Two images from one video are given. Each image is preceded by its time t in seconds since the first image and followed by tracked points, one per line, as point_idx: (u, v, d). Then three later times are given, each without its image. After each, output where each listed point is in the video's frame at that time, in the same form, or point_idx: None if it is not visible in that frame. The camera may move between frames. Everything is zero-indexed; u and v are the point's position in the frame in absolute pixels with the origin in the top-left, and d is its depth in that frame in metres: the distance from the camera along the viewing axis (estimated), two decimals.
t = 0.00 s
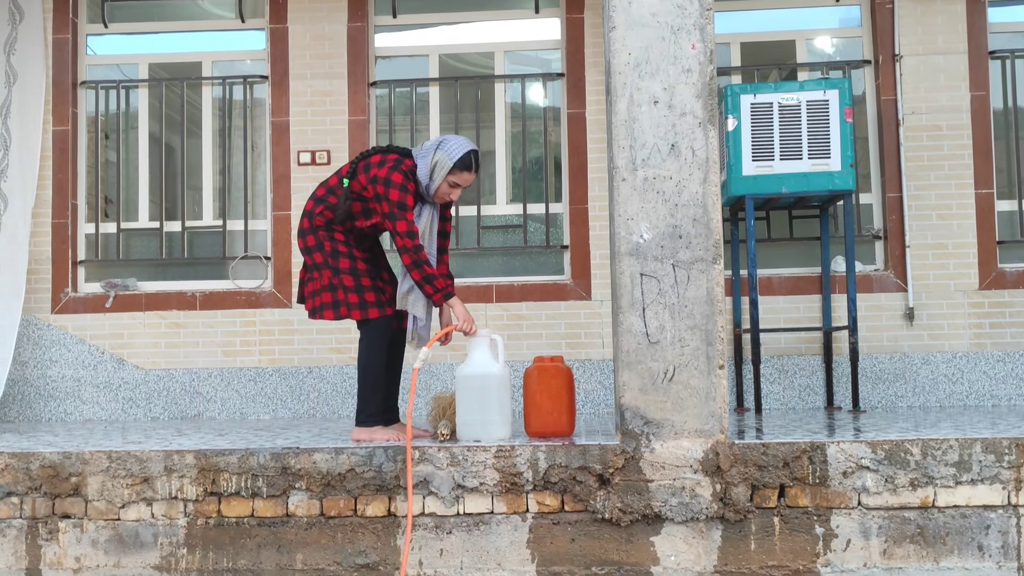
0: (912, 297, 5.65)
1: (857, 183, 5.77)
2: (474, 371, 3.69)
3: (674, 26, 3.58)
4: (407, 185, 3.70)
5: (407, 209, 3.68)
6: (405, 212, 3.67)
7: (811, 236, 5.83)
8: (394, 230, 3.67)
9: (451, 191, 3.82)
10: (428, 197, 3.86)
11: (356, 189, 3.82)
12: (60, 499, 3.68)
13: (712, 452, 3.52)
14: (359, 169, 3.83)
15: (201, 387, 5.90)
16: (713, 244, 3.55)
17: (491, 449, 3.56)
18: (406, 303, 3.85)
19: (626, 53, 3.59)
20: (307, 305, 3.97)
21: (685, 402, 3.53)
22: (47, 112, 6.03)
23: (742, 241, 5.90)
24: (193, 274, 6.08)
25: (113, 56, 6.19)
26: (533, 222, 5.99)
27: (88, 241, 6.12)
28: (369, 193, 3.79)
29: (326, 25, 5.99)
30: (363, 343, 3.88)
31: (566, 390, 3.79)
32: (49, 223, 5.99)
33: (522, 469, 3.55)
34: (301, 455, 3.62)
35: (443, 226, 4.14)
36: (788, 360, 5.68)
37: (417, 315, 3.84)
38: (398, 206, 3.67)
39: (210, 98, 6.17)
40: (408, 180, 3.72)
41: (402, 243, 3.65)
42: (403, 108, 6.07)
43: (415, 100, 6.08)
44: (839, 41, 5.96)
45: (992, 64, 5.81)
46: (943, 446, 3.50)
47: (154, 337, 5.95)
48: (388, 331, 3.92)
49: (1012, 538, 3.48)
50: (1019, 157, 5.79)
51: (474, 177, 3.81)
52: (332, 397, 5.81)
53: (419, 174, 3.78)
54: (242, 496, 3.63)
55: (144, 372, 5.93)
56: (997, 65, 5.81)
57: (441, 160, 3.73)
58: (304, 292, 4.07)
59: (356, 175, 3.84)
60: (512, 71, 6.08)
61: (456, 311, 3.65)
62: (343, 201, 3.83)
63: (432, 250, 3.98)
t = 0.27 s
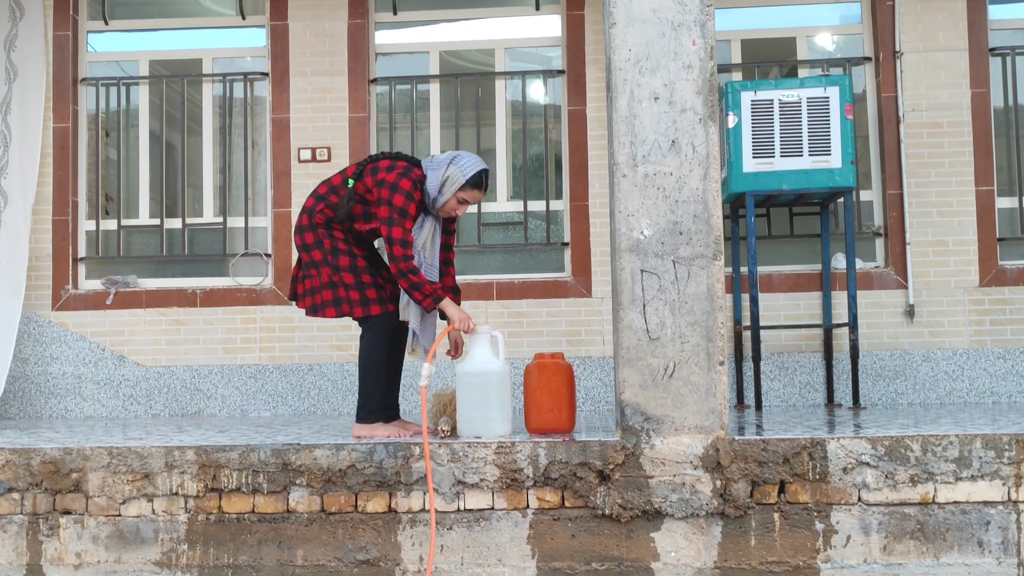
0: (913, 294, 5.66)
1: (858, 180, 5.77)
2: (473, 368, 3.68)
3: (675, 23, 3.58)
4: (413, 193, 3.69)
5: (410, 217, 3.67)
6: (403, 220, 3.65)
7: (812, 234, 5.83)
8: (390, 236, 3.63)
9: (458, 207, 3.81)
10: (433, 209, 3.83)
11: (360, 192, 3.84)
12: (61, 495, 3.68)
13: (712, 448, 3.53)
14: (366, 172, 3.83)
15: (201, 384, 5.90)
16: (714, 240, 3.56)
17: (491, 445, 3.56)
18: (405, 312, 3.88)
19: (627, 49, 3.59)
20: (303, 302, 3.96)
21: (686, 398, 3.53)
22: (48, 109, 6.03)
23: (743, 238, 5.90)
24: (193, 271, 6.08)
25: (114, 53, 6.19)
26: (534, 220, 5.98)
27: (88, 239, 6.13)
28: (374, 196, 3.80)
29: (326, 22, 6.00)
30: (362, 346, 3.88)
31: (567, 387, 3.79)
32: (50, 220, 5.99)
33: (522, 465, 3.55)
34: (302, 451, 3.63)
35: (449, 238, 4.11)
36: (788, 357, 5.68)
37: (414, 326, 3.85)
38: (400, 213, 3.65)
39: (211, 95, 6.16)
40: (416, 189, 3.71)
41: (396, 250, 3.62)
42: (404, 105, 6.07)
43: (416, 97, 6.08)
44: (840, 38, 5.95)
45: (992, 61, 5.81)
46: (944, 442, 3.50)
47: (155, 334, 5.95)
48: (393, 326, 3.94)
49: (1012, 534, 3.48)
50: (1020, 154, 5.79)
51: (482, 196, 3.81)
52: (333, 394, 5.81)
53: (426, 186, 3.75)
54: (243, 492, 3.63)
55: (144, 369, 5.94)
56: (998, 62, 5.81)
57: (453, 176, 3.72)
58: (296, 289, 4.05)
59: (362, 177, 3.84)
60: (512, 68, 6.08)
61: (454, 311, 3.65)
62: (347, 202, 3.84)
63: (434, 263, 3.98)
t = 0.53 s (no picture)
0: (913, 293, 5.66)
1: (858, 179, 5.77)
2: (474, 367, 3.68)
3: (675, 22, 3.58)
4: (420, 210, 3.68)
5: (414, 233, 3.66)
6: (407, 234, 3.64)
7: (812, 233, 5.83)
8: (391, 248, 3.61)
9: (464, 232, 3.83)
10: (438, 231, 3.85)
11: (366, 204, 3.83)
12: (62, 494, 3.69)
13: (713, 447, 3.53)
14: (374, 185, 3.83)
15: (202, 383, 5.90)
16: (714, 239, 3.56)
17: (492, 445, 3.56)
18: (405, 335, 3.85)
19: (627, 48, 3.59)
20: (301, 306, 3.95)
21: (686, 398, 3.54)
22: (49, 109, 6.03)
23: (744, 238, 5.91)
24: (194, 270, 6.08)
25: (115, 53, 6.19)
26: (534, 219, 5.98)
27: (89, 238, 6.13)
28: (380, 210, 3.80)
29: (327, 21, 6.00)
30: (369, 341, 3.88)
31: (568, 387, 3.79)
32: (50, 220, 5.99)
33: (523, 464, 3.56)
34: (303, 450, 3.63)
35: (451, 260, 4.14)
36: (788, 356, 5.68)
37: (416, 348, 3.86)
38: (404, 227, 3.64)
39: (212, 94, 6.17)
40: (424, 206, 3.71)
41: (394, 263, 3.61)
42: (404, 105, 6.08)
43: (416, 97, 6.08)
44: (840, 37, 5.95)
45: (993, 61, 5.81)
46: (944, 441, 3.51)
47: (156, 333, 5.96)
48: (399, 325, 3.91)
49: (1013, 534, 3.49)
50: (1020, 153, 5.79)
51: (489, 224, 3.83)
52: (334, 393, 5.81)
53: (436, 208, 3.77)
54: (244, 491, 3.63)
55: (145, 368, 5.94)
56: (998, 62, 5.82)
57: (464, 202, 3.73)
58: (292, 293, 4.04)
59: (370, 190, 3.84)
60: (513, 67, 6.08)
61: (452, 313, 3.63)
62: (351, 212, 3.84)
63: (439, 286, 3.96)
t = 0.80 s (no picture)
0: (913, 292, 5.67)
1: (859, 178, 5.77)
2: (476, 367, 3.67)
3: (676, 22, 3.59)
4: (425, 234, 3.68)
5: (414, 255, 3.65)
6: (406, 256, 3.62)
7: (813, 232, 5.84)
8: (388, 268, 3.60)
9: (467, 261, 3.83)
10: (442, 257, 3.83)
11: (371, 222, 3.82)
12: (64, 493, 3.70)
13: (714, 446, 3.54)
14: (381, 205, 3.82)
15: (203, 383, 5.91)
16: (715, 239, 3.56)
17: (493, 444, 3.57)
18: (416, 360, 3.89)
19: (628, 48, 3.60)
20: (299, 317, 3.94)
21: (687, 397, 3.54)
22: (50, 108, 6.04)
23: (744, 237, 5.91)
24: (195, 269, 6.09)
25: (116, 52, 6.20)
26: (535, 218, 5.99)
27: (91, 237, 6.14)
28: (385, 229, 3.79)
29: (328, 20, 6.00)
30: (380, 340, 3.88)
31: (569, 386, 3.79)
32: (51, 219, 6.00)
33: (524, 463, 3.56)
34: (304, 450, 3.64)
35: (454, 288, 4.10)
36: (789, 355, 5.69)
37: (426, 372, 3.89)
38: (406, 249, 3.62)
39: (213, 94, 6.17)
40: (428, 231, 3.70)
41: (387, 281, 3.59)
42: (405, 104, 6.08)
43: (417, 96, 6.09)
44: (841, 37, 5.95)
45: (993, 60, 5.81)
46: (944, 440, 3.51)
47: (157, 333, 5.96)
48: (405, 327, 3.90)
49: (1013, 533, 3.49)
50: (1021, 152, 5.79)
51: (493, 255, 3.84)
52: (335, 392, 5.82)
53: (442, 234, 3.77)
54: (246, 491, 3.64)
55: (146, 368, 5.95)
56: (999, 61, 5.82)
57: (471, 231, 3.74)
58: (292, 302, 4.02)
59: (376, 209, 3.83)
60: (514, 66, 6.09)
61: (448, 316, 3.64)
62: (356, 229, 3.83)
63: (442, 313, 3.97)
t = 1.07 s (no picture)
0: (914, 292, 5.67)
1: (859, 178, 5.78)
2: (477, 367, 3.68)
3: (676, 23, 3.60)
4: (425, 246, 3.69)
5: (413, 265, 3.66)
6: (405, 266, 3.64)
7: (813, 232, 5.84)
8: (387, 278, 3.62)
9: (468, 272, 3.85)
10: (442, 268, 3.87)
11: (372, 232, 3.84)
12: (66, 493, 3.71)
13: (714, 446, 3.54)
14: (383, 216, 3.83)
15: (205, 383, 5.92)
16: (715, 239, 3.57)
17: (494, 444, 3.58)
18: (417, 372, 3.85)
19: (629, 49, 3.60)
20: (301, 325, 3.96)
21: (687, 397, 3.55)
22: (52, 109, 6.05)
23: (745, 237, 5.92)
24: (197, 269, 6.10)
25: (117, 52, 6.21)
26: (536, 218, 6.00)
27: (92, 237, 6.15)
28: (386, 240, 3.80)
29: (329, 21, 6.01)
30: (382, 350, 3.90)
31: (569, 386, 3.80)
32: (53, 219, 6.01)
33: (525, 463, 3.57)
34: (305, 450, 3.64)
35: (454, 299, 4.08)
36: (790, 355, 5.69)
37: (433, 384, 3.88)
38: (405, 260, 3.64)
39: (214, 94, 6.18)
40: (429, 243, 3.72)
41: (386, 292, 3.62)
42: (406, 104, 6.09)
43: (418, 96, 6.10)
44: (841, 37, 5.96)
45: (994, 60, 5.82)
46: (944, 440, 3.52)
47: (159, 333, 5.97)
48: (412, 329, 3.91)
49: (1013, 533, 3.50)
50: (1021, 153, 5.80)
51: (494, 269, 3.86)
52: (336, 392, 5.83)
53: (443, 245, 3.81)
54: (247, 490, 3.65)
55: (148, 368, 5.96)
56: (999, 61, 5.82)
57: (471, 242, 3.77)
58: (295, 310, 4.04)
59: (378, 220, 3.84)
60: (514, 66, 6.09)
61: (449, 317, 3.65)
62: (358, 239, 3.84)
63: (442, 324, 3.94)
